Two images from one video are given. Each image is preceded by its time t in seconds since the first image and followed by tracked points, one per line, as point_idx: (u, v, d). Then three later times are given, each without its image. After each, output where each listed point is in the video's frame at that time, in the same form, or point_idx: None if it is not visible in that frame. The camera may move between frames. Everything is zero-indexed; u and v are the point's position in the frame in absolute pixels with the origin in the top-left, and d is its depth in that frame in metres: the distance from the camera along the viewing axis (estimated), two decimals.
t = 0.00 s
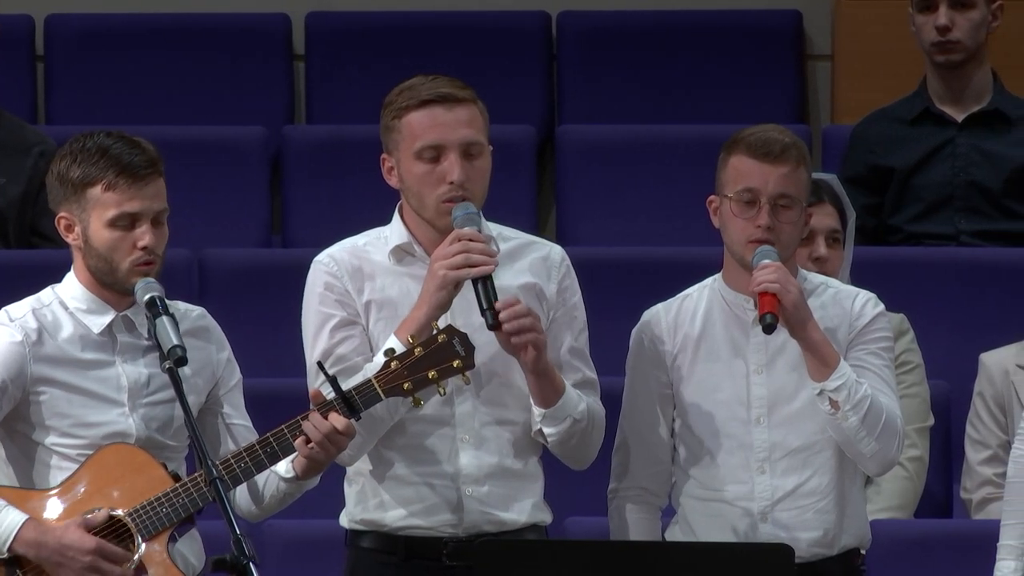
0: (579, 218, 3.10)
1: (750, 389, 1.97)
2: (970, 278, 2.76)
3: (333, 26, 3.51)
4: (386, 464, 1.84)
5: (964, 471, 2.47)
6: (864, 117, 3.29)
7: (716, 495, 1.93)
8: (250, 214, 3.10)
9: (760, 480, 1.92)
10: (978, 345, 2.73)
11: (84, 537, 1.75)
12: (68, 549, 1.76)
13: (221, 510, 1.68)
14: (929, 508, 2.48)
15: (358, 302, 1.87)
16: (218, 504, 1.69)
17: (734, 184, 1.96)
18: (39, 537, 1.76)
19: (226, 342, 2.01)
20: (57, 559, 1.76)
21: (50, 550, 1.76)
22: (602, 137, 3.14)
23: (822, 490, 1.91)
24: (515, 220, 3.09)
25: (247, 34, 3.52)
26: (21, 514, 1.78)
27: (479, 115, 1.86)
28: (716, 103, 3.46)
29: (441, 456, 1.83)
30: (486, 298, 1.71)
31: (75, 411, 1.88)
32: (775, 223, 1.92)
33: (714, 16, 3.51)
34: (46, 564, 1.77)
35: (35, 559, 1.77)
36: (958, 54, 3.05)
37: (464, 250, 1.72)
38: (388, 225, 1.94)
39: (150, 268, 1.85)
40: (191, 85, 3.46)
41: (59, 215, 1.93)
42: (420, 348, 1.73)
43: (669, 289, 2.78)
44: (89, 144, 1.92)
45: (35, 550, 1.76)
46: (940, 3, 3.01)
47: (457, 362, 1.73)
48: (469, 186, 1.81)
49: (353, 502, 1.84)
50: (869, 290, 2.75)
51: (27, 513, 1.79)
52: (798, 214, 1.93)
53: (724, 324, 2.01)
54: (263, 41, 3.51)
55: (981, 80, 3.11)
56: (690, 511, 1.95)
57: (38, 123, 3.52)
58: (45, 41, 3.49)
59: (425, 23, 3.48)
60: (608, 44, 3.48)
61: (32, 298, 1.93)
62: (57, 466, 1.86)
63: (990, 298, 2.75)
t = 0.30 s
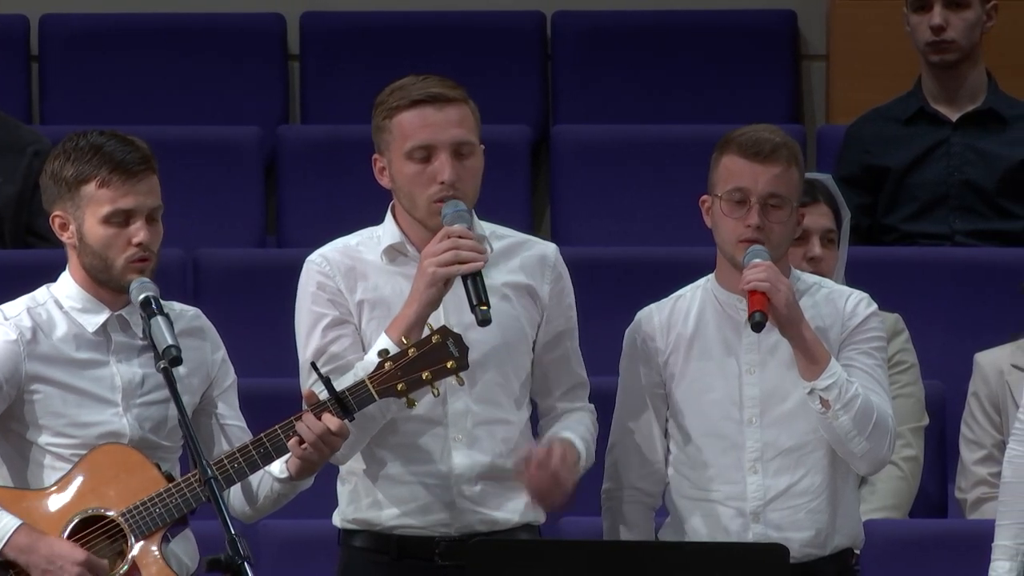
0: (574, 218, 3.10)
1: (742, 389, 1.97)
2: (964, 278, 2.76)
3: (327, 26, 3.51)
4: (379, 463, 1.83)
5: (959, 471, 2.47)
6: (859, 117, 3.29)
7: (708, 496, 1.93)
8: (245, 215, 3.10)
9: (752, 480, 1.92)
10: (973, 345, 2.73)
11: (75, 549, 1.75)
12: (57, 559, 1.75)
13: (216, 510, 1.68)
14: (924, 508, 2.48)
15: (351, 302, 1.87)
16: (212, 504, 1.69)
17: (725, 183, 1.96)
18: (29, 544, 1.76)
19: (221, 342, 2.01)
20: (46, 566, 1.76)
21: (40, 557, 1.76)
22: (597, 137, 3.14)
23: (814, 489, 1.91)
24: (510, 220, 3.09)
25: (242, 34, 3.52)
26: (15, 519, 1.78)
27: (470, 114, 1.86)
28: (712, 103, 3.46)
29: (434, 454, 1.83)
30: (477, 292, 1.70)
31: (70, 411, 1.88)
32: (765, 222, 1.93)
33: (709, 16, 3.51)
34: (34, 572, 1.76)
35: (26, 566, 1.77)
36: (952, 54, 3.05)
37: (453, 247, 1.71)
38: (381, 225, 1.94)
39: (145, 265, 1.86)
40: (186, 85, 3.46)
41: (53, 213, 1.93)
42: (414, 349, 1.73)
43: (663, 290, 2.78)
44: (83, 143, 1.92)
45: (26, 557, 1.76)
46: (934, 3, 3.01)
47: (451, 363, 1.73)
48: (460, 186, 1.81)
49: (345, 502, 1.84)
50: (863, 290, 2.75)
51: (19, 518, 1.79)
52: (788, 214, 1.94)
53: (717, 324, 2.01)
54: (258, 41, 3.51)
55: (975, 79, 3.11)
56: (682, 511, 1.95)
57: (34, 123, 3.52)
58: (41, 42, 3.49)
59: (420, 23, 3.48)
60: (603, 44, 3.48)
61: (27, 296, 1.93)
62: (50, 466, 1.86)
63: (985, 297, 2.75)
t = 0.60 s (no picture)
0: (569, 218, 3.10)
1: (735, 389, 1.96)
2: (959, 278, 2.76)
3: (322, 26, 3.51)
4: (371, 463, 1.84)
5: (953, 471, 2.47)
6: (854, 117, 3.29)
7: (701, 496, 1.93)
8: (240, 215, 3.10)
9: (744, 480, 1.92)
10: (967, 345, 2.72)
11: (76, 523, 1.77)
12: (59, 535, 1.77)
13: (210, 510, 1.68)
14: (919, 509, 2.48)
15: (343, 301, 1.87)
16: (207, 504, 1.69)
17: (719, 181, 1.96)
18: (30, 524, 1.77)
19: (217, 343, 2.02)
20: (48, 546, 1.77)
21: (41, 536, 1.77)
22: (592, 137, 3.14)
23: (806, 489, 1.91)
24: (505, 220, 3.09)
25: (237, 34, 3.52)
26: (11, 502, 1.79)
27: (460, 113, 1.86)
28: (707, 103, 3.46)
29: (426, 454, 1.83)
30: (467, 288, 1.69)
31: (63, 410, 1.87)
32: (758, 220, 1.92)
33: (704, 16, 3.51)
34: (37, 551, 1.78)
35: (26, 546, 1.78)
36: (946, 53, 3.05)
37: (443, 245, 1.72)
38: (372, 225, 1.94)
39: (142, 260, 1.85)
40: (182, 86, 3.46)
41: (48, 210, 1.92)
42: (409, 353, 1.73)
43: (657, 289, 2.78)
44: (77, 141, 1.92)
45: (27, 538, 1.78)
46: (928, 3, 3.02)
47: (445, 366, 1.73)
48: (451, 185, 1.81)
49: (337, 502, 1.85)
50: (857, 290, 2.75)
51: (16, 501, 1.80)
52: (780, 212, 1.93)
53: (710, 324, 2.01)
54: (254, 41, 3.52)
55: (970, 79, 3.12)
56: (674, 511, 1.95)
57: (29, 123, 3.52)
58: (36, 43, 3.49)
59: (415, 23, 3.48)
60: (598, 44, 3.48)
61: (22, 295, 1.93)
62: (43, 465, 1.86)
63: (980, 297, 2.75)
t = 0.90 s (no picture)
0: (563, 218, 3.10)
1: (731, 388, 1.96)
2: (953, 278, 2.76)
3: (317, 26, 3.51)
4: (364, 462, 1.83)
5: (948, 471, 2.47)
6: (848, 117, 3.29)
7: (695, 495, 1.93)
8: (235, 215, 3.10)
9: (739, 479, 1.92)
10: (962, 345, 2.73)
11: (72, 530, 1.77)
12: (54, 540, 1.77)
13: (205, 510, 1.68)
14: (913, 508, 2.49)
15: (335, 300, 1.87)
16: (201, 504, 1.68)
17: (714, 181, 1.96)
18: (25, 527, 1.77)
19: (215, 343, 2.02)
20: (41, 548, 1.77)
21: (36, 540, 1.77)
22: (587, 137, 3.14)
23: (800, 488, 1.91)
24: (499, 220, 3.09)
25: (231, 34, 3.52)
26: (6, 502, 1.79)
27: (451, 114, 1.86)
28: (701, 103, 3.47)
29: (419, 453, 1.83)
30: (463, 277, 1.70)
31: (60, 411, 1.87)
32: (754, 219, 1.93)
33: (699, 17, 3.51)
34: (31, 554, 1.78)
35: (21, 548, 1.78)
36: (940, 53, 3.06)
37: (432, 238, 1.72)
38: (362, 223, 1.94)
39: (140, 265, 1.85)
40: (177, 85, 3.46)
41: (47, 213, 1.92)
42: (404, 355, 1.73)
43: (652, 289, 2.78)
44: (75, 143, 1.92)
45: (21, 540, 1.78)
46: (922, 3, 3.02)
47: (442, 370, 1.73)
48: (442, 186, 1.81)
49: (329, 502, 1.84)
50: (851, 290, 2.75)
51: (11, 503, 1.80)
52: (776, 211, 1.94)
53: (705, 323, 2.01)
54: (248, 41, 3.51)
55: (964, 79, 3.12)
56: (669, 510, 1.96)
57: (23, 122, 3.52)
58: (30, 42, 3.49)
59: (410, 24, 3.48)
60: (592, 44, 3.48)
61: (20, 295, 1.93)
62: (39, 465, 1.86)
63: (974, 297, 2.75)
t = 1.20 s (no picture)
0: (558, 218, 3.11)
1: (727, 388, 1.97)
2: (948, 278, 2.76)
3: (312, 26, 3.51)
4: (356, 461, 1.83)
5: (942, 471, 2.47)
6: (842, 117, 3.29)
7: (692, 495, 1.93)
8: (230, 215, 3.10)
9: (736, 480, 1.92)
10: (956, 345, 2.73)
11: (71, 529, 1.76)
12: (52, 539, 1.75)
13: (199, 510, 1.68)
14: (908, 508, 2.49)
15: (323, 298, 1.87)
16: (196, 504, 1.68)
17: (710, 185, 1.96)
18: (26, 527, 1.76)
19: (212, 342, 2.02)
20: (40, 550, 1.75)
21: (35, 541, 1.76)
22: (582, 137, 3.14)
23: (797, 489, 1.91)
24: (493, 220, 3.10)
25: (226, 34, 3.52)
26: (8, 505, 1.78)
27: (439, 117, 1.86)
28: (696, 103, 3.47)
29: (410, 451, 1.83)
30: (450, 266, 1.71)
31: (61, 409, 1.88)
32: (750, 224, 1.93)
33: (694, 17, 3.51)
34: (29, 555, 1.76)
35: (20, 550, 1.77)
36: (935, 53, 3.06)
37: (418, 231, 1.72)
38: (349, 222, 1.94)
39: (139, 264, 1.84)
40: (172, 86, 3.46)
41: (42, 215, 1.92)
42: (405, 356, 1.75)
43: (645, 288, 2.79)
44: (68, 144, 1.91)
45: (21, 540, 1.76)
46: (916, 3, 3.02)
47: (442, 372, 1.74)
48: (429, 188, 1.82)
49: (320, 502, 1.84)
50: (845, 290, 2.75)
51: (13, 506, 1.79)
52: (772, 215, 1.93)
53: (700, 323, 2.01)
54: (243, 41, 3.52)
55: (958, 79, 3.11)
56: (664, 508, 1.96)
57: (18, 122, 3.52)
58: (24, 42, 3.49)
59: (404, 24, 3.48)
60: (587, 44, 3.48)
61: (20, 293, 1.93)
62: (40, 463, 1.86)
63: (968, 296, 2.75)
